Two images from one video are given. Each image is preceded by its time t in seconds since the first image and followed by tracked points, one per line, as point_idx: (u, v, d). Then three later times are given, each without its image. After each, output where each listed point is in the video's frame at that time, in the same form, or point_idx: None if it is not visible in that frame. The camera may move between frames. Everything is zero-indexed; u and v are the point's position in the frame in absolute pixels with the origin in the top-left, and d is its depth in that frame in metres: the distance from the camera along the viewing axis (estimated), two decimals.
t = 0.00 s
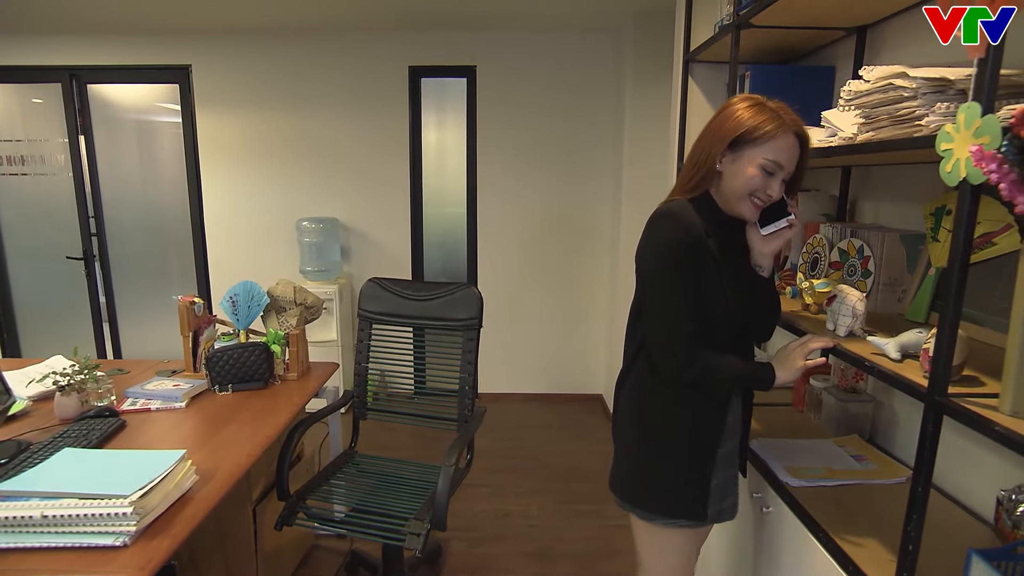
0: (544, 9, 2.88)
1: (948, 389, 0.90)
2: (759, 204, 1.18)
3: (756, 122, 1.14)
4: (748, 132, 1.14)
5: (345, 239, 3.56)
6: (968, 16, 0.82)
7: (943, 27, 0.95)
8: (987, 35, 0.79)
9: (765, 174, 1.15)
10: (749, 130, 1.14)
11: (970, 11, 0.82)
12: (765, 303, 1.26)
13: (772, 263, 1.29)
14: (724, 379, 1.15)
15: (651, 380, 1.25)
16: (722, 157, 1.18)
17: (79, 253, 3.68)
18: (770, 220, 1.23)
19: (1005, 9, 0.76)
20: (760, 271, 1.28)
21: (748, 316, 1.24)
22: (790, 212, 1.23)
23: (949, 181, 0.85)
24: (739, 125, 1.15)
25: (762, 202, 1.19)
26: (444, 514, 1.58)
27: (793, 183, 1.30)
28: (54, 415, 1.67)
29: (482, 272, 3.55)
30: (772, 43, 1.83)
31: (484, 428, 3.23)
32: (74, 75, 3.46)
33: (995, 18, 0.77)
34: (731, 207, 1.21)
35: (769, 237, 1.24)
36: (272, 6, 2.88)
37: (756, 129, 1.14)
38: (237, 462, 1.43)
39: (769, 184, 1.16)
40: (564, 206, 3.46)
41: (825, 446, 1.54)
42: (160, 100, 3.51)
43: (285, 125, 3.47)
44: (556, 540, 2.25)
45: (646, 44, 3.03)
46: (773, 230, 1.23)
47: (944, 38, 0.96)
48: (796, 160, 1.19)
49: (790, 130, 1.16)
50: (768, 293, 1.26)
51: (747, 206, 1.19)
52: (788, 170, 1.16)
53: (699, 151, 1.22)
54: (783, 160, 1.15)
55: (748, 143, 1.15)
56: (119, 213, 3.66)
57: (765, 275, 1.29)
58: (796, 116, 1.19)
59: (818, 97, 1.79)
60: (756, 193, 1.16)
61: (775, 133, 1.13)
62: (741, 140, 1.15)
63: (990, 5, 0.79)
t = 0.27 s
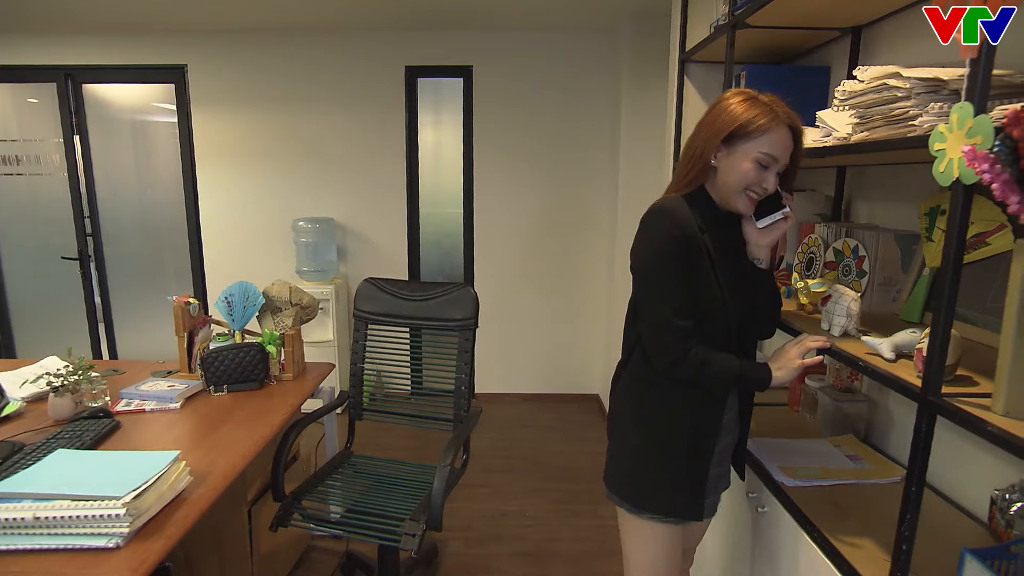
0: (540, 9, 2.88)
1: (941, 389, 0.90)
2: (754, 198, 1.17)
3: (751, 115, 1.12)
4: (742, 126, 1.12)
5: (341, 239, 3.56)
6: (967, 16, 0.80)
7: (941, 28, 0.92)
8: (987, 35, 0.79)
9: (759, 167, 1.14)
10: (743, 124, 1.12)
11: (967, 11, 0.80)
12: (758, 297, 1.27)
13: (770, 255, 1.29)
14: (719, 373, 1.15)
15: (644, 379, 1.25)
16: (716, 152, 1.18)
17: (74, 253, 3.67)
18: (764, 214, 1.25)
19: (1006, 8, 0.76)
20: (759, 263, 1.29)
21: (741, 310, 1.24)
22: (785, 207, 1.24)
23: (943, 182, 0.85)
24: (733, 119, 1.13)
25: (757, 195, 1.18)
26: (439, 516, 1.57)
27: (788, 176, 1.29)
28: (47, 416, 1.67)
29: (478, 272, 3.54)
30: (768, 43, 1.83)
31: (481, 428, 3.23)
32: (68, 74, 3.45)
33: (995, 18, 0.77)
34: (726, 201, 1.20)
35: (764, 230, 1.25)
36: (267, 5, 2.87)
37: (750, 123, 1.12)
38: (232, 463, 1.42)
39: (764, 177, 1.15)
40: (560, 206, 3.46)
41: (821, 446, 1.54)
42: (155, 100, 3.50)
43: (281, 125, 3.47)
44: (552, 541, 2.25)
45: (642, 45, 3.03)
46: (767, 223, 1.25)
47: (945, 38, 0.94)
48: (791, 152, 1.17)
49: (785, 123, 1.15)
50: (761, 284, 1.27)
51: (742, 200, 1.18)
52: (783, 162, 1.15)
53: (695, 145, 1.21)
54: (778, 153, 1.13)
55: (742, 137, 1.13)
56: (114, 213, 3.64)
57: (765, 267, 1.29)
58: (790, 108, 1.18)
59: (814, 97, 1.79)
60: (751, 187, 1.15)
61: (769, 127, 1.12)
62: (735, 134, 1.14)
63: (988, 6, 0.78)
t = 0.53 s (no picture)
0: (535, 9, 2.88)
1: (932, 389, 0.90)
2: (742, 195, 1.17)
3: (737, 113, 1.13)
4: (728, 123, 1.13)
5: (336, 240, 3.55)
6: (967, 16, 0.80)
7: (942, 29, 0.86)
8: (987, 35, 0.79)
9: (746, 164, 1.14)
10: (729, 121, 1.13)
11: (966, 11, 0.81)
12: (756, 298, 1.26)
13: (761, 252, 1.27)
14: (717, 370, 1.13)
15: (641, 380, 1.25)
16: (705, 149, 1.18)
17: (67, 254, 3.65)
18: (754, 212, 1.23)
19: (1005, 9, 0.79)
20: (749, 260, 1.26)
21: (738, 310, 1.23)
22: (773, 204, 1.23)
23: (933, 182, 0.85)
24: (720, 116, 1.14)
25: (746, 193, 1.17)
26: (433, 517, 1.57)
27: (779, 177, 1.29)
28: (39, 417, 1.65)
29: (474, 272, 3.54)
30: (761, 43, 1.83)
31: (477, 428, 3.22)
32: (61, 74, 3.43)
33: (996, 17, 0.79)
34: (716, 199, 1.20)
35: (754, 228, 1.23)
36: (261, 5, 2.87)
37: (736, 121, 1.13)
38: (224, 464, 1.42)
39: (752, 174, 1.15)
40: (555, 206, 3.46)
41: (814, 446, 1.54)
42: (149, 100, 3.49)
43: (276, 125, 3.46)
44: (547, 541, 2.25)
45: (637, 45, 3.03)
46: (757, 221, 1.22)
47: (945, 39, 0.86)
48: (778, 151, 1.18)
49: (771, 122, 1.15)
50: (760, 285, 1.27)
51: (731, 198, 1.18)
52: (771, 160, 1.15)
53: (683, 145, 1.23)
54: (765, 150, 1.14)
55: (728, 135, 1.14)
56: (108, 213, 3.63)
57: (755, 264, 1.27)
58: (777, 109, 1.19)
59: (807, 97, 1.79)
60: (738, 183, 1.15)
61: (754, 124, 1.13)
62: (722, 131, 1.15)
63: (987, 6, 0.80)
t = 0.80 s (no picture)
0: (530, 10, 2.88)
1: (923, 389, 0.90)
2: (741, 182, 1.18)
3: (726, 106, 1.17)
4: (722, 114, 1.16)
5: (331, 240, 3.54)
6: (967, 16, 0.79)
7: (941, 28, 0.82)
8: (988, 34, 0.83)
9: (745, 150, 1.16)
10: (723, 112, 1.16)
11: (966, 11, 0.80)
12: (754, 293, 1.26)
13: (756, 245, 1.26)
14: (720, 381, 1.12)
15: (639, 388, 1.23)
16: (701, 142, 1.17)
17: (62, 255, 3.64)
18: (743, 206, 1.23)
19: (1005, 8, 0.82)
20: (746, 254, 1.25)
21: (735, 311, 1.22)
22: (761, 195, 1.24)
23: (925, 182, 0.85)
24: (712, 108, 1.16)
25: (742, 180, 1.19)
26: (427, 518, 1.56)
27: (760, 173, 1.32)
28: (31, 419, 1.65)
29: (470, 272, 3.54)
30: (755, 44, 1.83)
31: (473, 429, 3.22)
32: (55, 74, 3.42)
33: (996, 17, 0.82)
34: (715, 190, 1.20)
35: (746, 221, 1.23)
36: (256, 5, 2.86)
37: (723, 113, 1.16)
38: (217, 465, 1.41)
39: (749, 160, 1.17)
40: (551, 206, 3.46)
41: (808, 446, 1.54)
42: (144, 100, 3.48)
43: (271, 125, 3.45)
44: (542, 542, 2.24)
45: (632, 46, 3.03)
46: (747, 216, 1.23)
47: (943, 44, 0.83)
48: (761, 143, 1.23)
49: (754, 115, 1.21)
50: (757, 278, 1.27)
51: (731, 186, 1.19)
52: (760, 148, 1.19)
53: (668, 148, 1.22)
54: (755, 138, 1.17)
55: (723, 125, 1.17)
56: (103, 214, 3.62)
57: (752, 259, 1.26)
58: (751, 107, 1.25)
59: (801, 97, 1.79)
60: (739, 169, 1.16)
61: (743, 115, 1.17)
62: (716, 122, 1.16)
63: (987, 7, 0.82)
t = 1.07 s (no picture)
0: (526, 9, 2.87)
1: (916, 389, 0.90)
2: (733, 183, 1.18)
3: (718, 106, 1.16)
4: (713, 115, 1.15)
5: (327, 240, 3.54)
6: (968, 15, 0.79)
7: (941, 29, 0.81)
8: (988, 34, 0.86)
9: (736, 150, 1.16)
10: (714, 113, 1.15)
11: (966, 11, 0.79)
12: (744, 293, 1.27)
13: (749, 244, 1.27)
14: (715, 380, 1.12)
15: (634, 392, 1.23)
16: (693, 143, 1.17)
17: (56, 255, 3.62)
18: (735, 206, 1.24)
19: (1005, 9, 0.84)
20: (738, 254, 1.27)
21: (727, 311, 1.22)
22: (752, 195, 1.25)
23: (916, 182, 0.85)
24: (704, 108, 1.15)
25: (734, 181, 1.19)
26: (421, 519, 1.56)
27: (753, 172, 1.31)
28: (23, 420, 1.64)
29: (466, 272, 3.53)
30: (750, 44, 1.83)
31: (469, 429, 3.22)
32: (50, 74, 3.41)
33: (996, 18, 0.83)
34: (707, 191, 1.19)
35: (738, 221, 1.24)
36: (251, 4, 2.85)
37: (715, 113, 1.15)
38: (210, 467, 1.40)
39: (741, 161, 1.17)
40: (547, 206, 3.45)
41: (802, 446, 1.54)
42: (139, 100, 3.47)
43: (267, 125, 3.44)
44: (538, 542, 2.24)
45: (628, 46, 3.03)
46: (738, 216, 1.24)
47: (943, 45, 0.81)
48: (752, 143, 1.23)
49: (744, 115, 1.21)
50: (747, 279, 1.27)
51: (723, 187, 1.18)
52: (751, 148, 1.19)
53: (658, 150, 1.21)
54: (747, 137, 1.17)
55: (714, 126, 1.16)
56: (97, 214, 3.60)
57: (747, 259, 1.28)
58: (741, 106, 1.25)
59: (796, 97, 1.79)
60: (731, 169, 1.16)
61: (734, 115, 1.17)
62: (707, 123, 1.16)
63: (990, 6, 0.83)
